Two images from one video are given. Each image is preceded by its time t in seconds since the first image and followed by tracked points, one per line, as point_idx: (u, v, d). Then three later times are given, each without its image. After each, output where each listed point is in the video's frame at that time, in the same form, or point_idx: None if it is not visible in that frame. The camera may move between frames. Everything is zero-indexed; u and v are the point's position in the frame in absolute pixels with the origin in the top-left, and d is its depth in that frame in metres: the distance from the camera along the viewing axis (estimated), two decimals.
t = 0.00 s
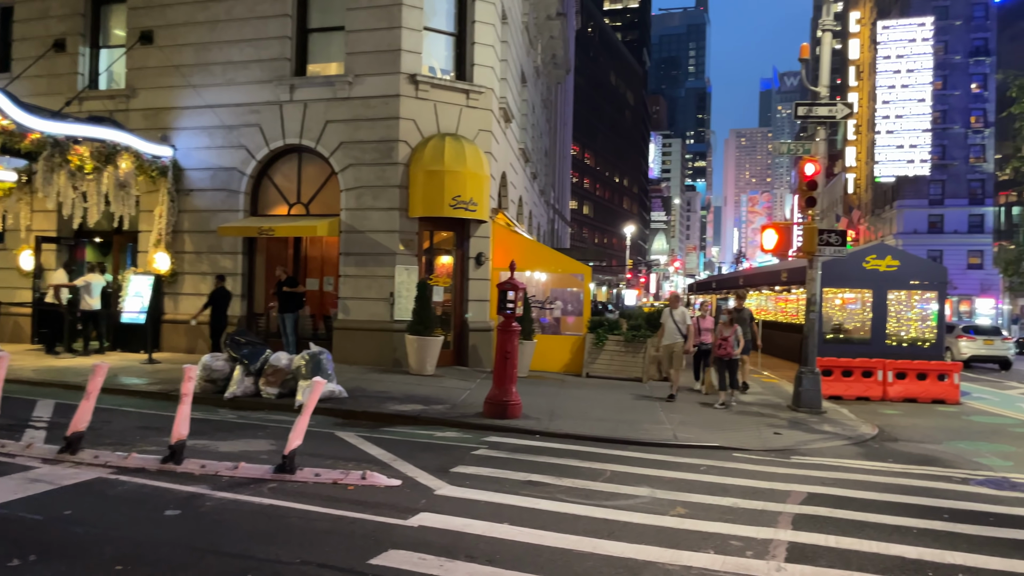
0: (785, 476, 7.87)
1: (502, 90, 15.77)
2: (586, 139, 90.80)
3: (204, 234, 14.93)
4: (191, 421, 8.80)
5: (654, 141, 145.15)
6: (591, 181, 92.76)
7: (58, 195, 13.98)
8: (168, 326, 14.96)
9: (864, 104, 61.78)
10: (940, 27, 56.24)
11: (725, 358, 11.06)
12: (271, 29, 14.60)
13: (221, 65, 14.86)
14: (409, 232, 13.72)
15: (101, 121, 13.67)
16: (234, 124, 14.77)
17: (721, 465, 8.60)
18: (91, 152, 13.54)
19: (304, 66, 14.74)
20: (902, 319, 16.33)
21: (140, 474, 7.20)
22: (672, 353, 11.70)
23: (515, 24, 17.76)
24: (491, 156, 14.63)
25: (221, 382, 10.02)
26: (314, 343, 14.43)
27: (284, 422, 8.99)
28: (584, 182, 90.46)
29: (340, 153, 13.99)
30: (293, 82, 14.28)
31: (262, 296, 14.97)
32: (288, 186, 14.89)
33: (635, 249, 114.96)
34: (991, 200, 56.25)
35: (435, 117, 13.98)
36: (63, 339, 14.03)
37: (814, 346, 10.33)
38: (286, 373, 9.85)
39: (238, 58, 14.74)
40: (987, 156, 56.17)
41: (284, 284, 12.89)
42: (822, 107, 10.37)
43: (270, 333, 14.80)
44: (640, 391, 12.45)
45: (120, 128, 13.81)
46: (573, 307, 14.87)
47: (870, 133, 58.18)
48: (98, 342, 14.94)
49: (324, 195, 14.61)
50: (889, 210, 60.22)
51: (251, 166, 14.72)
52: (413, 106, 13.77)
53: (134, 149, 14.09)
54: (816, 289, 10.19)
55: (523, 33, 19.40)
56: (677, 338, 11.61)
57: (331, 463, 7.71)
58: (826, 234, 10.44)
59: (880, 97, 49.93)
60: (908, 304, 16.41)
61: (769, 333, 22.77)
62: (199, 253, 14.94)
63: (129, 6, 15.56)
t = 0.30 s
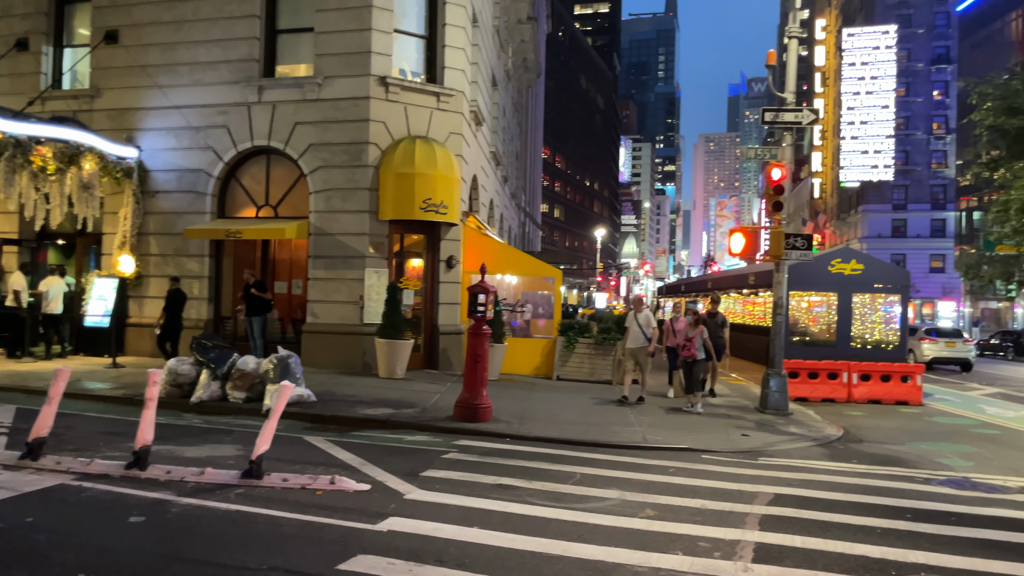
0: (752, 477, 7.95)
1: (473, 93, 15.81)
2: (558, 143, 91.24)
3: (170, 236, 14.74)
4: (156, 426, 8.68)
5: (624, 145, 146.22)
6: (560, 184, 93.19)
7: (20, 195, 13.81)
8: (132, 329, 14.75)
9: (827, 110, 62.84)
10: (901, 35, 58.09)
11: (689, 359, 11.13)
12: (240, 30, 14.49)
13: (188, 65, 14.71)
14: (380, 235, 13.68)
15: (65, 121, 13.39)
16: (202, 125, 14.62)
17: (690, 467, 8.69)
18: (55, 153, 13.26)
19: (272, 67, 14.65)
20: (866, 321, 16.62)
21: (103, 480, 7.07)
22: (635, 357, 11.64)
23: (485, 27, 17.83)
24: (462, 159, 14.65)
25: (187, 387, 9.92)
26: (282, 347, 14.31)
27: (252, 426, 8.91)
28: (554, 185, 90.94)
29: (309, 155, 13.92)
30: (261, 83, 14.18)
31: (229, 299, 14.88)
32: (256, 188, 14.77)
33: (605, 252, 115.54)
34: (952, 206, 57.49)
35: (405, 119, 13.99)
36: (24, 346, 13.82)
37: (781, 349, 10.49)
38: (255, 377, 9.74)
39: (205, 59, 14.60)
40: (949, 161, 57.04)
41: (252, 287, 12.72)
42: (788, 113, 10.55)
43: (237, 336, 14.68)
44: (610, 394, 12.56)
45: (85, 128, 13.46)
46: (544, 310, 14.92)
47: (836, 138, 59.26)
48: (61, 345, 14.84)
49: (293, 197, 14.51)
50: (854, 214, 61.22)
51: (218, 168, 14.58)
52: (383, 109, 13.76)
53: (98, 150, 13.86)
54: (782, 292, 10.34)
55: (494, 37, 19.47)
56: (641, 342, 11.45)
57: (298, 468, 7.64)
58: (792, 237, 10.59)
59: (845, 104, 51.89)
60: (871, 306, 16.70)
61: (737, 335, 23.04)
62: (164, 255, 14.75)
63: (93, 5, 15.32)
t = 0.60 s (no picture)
0: (726, 480, 8.00)
1: (448, 97, 15.79)
2: (533, 147, 91.37)
3: (141, 239, 14.54)
4: (126, 432, 8.56)
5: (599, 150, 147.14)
6: (536, 188, 93.25)
7: None
8: (101, 333, 14.55)
9: (801, 116, 63.70)
10: (872, 42, 57.58)
11: (662, 365, 11.07)
12: (212, 31, 14.35)
13: (159, 66, 14.56)
14: (354, 238, 13.62)
15: (33, 122, 13.13)
16: (173, 126, 14.48)
17: (664, 470, 8.73)
18: (22, 155, 13.08)
19: (245, 69, 14.54)
20: (837, 325, 16.82)
21: (70, 487, 6.95)
22: (604, 363, 11.32)
23: (461, 31, 17.86)
24: (437, 162, 14.63)
25: (157, 392, 9.81)
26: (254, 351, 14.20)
27: (223, 432, 8.82)
28: (529, 189, 90.93)
29: (282, 157, 13.82)
30: (234, 85, 14.07)
31: (200, 303, 14.71)
32: (229, 191, 14.64)
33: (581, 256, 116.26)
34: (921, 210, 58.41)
35: (380, 123, 13.95)
36: None
37: (753, 352, 10.60)
38: (226, 381, 9.66)
39: (177, 60, 14.46)
40: (918, 167, 58.50)
41: (224, 291, 12.57)
42: (761, 119, 10.66)
43: (209, 341, 14.52)
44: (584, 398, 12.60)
45: (53, 130, 13.25)
46: (519, 313, 14.89)
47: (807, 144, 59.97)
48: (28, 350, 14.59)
49: (266, 200, 14.41)
50: (825, 220, 61.83)
51: (190, 170, 14.43)
52: (357, 112, 13.72)
53: (67, 152, 13.64)
54: (755, 296, 10.44)
55: (468, 41, 19.47)
56: (609, 347, 11.19)
57: (271, 473, 7.57)
58: (764, 242, 10.69)
59: (817, 109, 53.06)
60: (842, 310, 16.95)
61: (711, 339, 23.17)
62: (134, 259, 14.54)
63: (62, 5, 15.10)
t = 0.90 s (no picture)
0: (698, 484, 8.06)
1: (422, 101, 15.79)
2: (508, 151, 91.52)
3: (110, 243, 14.36)
4: (93, 440, 8.42)
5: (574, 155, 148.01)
6: (510, 193, 93.31)
7: None
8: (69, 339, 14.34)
9: (771, 122, 64.61)
10: (841, 50, 59.64)
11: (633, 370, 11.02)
12: (183, 33, 14.22)
13: (129, 68, 14.39)
14: (327, 243, 13.55)
15: None
16: (143, 129, 14.31)
17: (637, 474, 8.77)
18: None
19: (217, 71, 14.42)
20: (808, 329, 17.03)
21: (35, 495, 6.81)
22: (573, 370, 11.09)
23: (435, 35, 17.85)
24: (412, 166, 14.61)
25: (125, 398, 9.68)
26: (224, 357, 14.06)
27: (194, 438, 8.73)
28: (504, 194, 90.95)
29: (255, 161, 13.72)
30: (205, 87, 13.93)
31: (170, 307, 14.55)
32: (200, 195, 14.50)
33: (553, 259, 116.85)
34: (889, 216, 59.15)
35: (354, 127, 13.90)
36: None
37: (725, 356, 10.68)
38: (196, 388, 9.57)
39: (147, 62, 14.30)
40: (885, 174, 58.70)
41: (196, 296, 12.44)
42: (733, 125, 10.78)
43: (179, 346, 14.36)
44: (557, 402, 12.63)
45: (21, 131, 13.05)
46: (494, 318, 14.99)
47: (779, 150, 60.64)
48: None
49: (238, 204, 14.30)
50: (797, 225, 62.51)
51: (160, 173, 14.27)
52: (331, 115, 13.67)
53: (34, 154, 13.48)
54: (727, 300, 10.53)
55: (443, 45, 19.46)
56: (578, 354, 10.91)
57: (242, 480, 7.48)
58: (736, 247, 10.80)
59: (788, 117, 53.20)
60: (813, 314, 17.16)
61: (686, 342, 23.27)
62: (103, 263, 14.34)
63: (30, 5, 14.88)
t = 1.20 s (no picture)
0: (676, 488, 8.10)
1: (402, 105, 15.77)
2: (487, 155, 91.61)
3: (84, 247, 14.20)
4: (66, 446, 8.31)
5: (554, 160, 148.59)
6: (490, 197, 93.39)
7: None
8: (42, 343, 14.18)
9: (748, 128, 65.28)
10: (818, 57, 60.22)
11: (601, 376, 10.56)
12: (159, 35, 14.11)
13: (104, 70, 14.25)
14: (304, 246, 13.49)
15: None
16: (118, 131, 14.18)
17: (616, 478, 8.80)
18: None
19: (194, 73, 14.31)
20: (785, 333, 17.19)
21: (6, 502, 6.70)
22: (550, 375, 11.07)
23: (415, 39, 17.85)
24: (391, 170, 14.58)
25: (99, 404, 9.58)
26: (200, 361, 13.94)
27: (169, 444, 8.65)
28: (482, 198, 90.98)
29: (231, 164, 13.63)
30: (182, 90, 13.82)
31: (145, 312, 14.44)
32: (176, 198, 14.38)
33: (533, 263, 116.90)
34: (864, 221, 59.91)
35: (332, 130, 13.84)
36: None
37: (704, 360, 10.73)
38: (171, 393, 9.49)
39: (122, 64, 14.17)
40: (861, 179, 59.56)
41: (172, 299, 12.34)
42: (711, 131, 10.87)
43: (154, 350, 14.22)
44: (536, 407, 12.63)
45: None
46: (472, 321, 14.91)
47: (756, 155, 61.18)
48: None
49: (214, 207, 14.20)
50: (773, 230, 63.04)
51: (136, 176, 14.13)
52: (309, 119, 13.61)
53: (6, 156, 13.29)
54: (706, 304, 10.59)
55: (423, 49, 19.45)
56: (553, 358, 10.91)
57: (218, 486, 7.42)
58: (714, 252, 10.87)
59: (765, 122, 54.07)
60: (790, 318, 17.32)
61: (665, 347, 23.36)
62: (77, 267, 14.19)
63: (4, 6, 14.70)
